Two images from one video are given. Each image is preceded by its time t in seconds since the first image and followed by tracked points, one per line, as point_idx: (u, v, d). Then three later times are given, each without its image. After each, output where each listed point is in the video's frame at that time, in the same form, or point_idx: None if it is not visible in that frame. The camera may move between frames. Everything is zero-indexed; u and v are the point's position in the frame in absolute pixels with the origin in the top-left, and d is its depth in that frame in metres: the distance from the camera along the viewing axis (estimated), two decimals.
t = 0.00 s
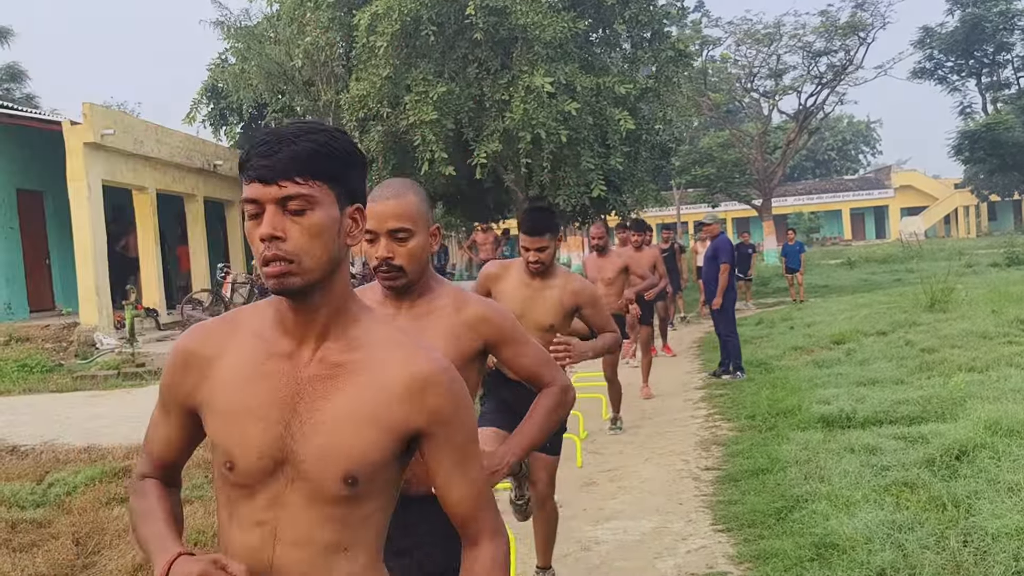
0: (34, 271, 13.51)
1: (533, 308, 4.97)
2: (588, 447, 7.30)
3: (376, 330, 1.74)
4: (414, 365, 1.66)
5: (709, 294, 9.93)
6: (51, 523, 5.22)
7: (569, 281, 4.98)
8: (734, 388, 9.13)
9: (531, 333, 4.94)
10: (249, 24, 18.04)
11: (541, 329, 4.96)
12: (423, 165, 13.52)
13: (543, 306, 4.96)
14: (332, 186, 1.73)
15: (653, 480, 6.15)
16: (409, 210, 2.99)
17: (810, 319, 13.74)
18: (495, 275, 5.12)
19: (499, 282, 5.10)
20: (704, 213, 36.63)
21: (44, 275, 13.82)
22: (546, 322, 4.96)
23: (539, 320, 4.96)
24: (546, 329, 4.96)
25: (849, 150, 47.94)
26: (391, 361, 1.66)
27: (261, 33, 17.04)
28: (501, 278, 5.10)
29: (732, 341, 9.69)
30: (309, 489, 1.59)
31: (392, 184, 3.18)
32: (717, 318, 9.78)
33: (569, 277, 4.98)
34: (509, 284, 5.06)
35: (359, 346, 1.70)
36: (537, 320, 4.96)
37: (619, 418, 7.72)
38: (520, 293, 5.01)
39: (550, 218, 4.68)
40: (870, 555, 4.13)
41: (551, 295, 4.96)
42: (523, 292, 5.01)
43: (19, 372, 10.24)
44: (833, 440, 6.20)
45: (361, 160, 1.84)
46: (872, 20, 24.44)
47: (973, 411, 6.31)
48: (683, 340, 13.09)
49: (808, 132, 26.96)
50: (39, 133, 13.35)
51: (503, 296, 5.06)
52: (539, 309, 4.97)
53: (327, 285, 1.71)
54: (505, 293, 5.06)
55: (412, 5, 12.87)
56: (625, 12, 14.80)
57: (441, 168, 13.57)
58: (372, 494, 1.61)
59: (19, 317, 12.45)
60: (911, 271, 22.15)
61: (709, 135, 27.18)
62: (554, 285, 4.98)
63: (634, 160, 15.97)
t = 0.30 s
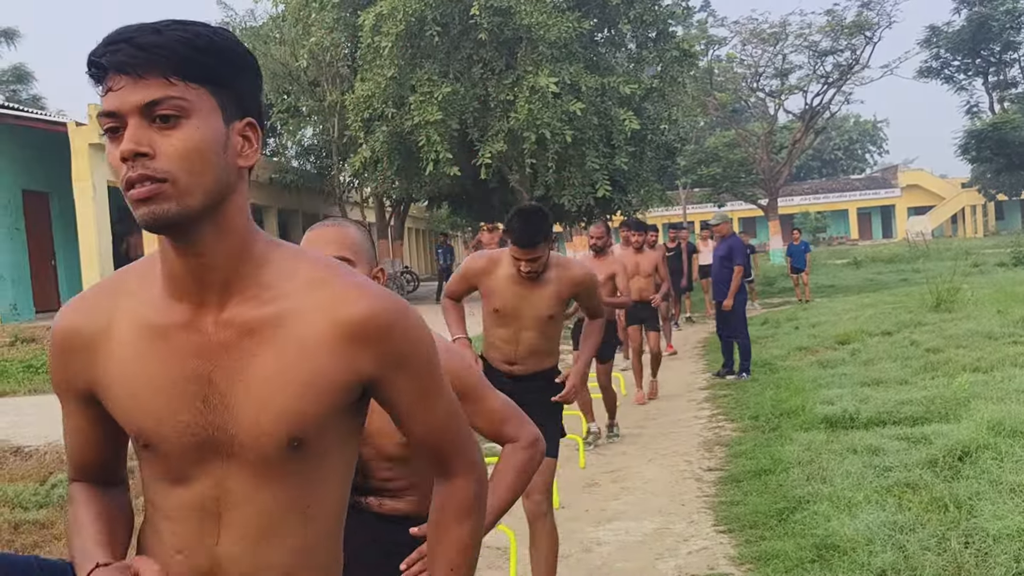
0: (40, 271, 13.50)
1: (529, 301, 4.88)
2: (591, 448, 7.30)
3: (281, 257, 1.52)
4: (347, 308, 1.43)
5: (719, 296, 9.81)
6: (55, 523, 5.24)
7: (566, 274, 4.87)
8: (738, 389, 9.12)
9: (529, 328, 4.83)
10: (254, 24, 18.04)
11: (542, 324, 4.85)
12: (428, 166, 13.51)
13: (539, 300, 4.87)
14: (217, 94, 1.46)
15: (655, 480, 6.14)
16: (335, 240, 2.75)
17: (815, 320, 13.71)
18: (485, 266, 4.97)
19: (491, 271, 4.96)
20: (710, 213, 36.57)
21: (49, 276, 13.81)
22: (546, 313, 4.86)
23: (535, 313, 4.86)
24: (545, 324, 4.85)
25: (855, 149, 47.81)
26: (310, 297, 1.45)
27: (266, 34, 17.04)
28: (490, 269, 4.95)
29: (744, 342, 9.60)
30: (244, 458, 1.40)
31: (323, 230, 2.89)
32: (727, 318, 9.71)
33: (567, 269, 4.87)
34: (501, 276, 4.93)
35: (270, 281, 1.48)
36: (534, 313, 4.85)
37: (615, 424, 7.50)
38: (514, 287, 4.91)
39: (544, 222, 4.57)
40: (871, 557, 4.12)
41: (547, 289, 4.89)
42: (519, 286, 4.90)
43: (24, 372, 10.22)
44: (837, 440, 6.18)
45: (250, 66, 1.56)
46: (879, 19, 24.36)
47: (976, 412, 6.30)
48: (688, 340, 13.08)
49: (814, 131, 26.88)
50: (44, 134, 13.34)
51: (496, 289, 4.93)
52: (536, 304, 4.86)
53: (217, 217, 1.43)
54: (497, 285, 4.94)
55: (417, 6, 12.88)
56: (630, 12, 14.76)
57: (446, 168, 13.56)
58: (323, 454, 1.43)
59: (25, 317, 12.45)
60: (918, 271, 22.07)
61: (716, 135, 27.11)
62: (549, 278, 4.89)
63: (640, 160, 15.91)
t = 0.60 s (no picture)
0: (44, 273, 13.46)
1: (522, 303, 4.28)
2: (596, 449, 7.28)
3: (121, 189, 1.12)
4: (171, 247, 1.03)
5: (730, 299, 9.73)
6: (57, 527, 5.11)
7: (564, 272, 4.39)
8: (742, 389, 9.09)
9: (519, 332, 4.24)
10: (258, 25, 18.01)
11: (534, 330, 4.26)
12: (433, 166, 13.48)
13: (534, 301, 4.30)
14: None
15: (659, 481, 6.13)
16: (356, 190, 2.26)
17: (820, 319, 13.66)
18: (470, 262, 4.32)
19: (476, 269, 4.32)
20: (715, 213, 36.52)
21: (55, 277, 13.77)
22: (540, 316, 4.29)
23: (525, 316, 4.27)
24: (536, 330, 4.27)
25: (860, 149, 47.64)
26: (126, 235, 1.06)
27: (270, 35, 17.01)
28: (477, 264, 4.33)
29: (749, 342, 9.60)
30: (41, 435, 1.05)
31: (330, 164, 2.37)
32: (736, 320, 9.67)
33: (561, 268, 4.40)
34: (490, 272, 4.32)
35: (101, 217, 1.10)
36: (526, 316, 4.26)
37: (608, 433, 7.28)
38: (505, 286, 4.30)
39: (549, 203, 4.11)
40: (875, 557, 4.10)
41: (543, 287, 4.32)
42: (511, 285, 4.31)
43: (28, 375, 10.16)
44: (840, 440, 6.17)
45: None
46: (884, 18, 24.25)
47: (982, 411, 6.28)
48: (692, 341, 13.03)
49: (819, 131, 26.79)
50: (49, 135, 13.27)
51: (483, 288, 4.29)
52: (531, 306, 4.28)
53: (62, 127, 1.09)
54: (484, 282, 4.30)
55: (421, 6, 12.86)
56: (634, 12, 14.69)
57: (451, 168, 13.55)
58: (128, 439, 1.04)
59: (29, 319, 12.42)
60: (923, 270, 22.01)
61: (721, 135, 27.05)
62: (543, 277, 4.33)
63: (645, 159, 15.84)
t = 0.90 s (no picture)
0: (49, 273, 13.48)
1: (514, 313, 3.89)
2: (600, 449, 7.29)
3: None
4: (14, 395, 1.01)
5: (732, 297, 9.74)
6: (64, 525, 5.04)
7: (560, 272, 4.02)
8: (747, 389, 9.09)
9: (515, 345, 3.86)
10: (262, 26, 18.01)
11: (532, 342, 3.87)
12: (436, 166, 13.46)
13: (529, 308, 3.90)
14: None
15: (664, 481, 6.13)
16: (289, 171, 1.89)
17: (825, 319, 13.63)
18: (456, 275, 4.03)
19: (461, 281, 4.01)
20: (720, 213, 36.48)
21: (59, 278, 13.79)
22: (538, 327, 3.89)
23: (519, 330, 3.88)
24: (535, 340, 3.88)
25: (865, 148, 47.53)
26: None
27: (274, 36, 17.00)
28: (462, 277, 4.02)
29: (753, 341, 9.61)
30: None
31: (248, 143, 1.97)
32: (738, 321, 9.65)
33: (559, 268, 4.04)
34: (476, 285, 3.97)
35: None
36: (519, 330, 3.87)
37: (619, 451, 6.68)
38: (497, 296, 3.92)
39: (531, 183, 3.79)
40: (880, 557, 4.10)
41: (536, 292, 3.93)
42: (502, 293, 3.92)
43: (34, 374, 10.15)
44: (845, 440, 6.16)
45: None
46: (888, 17, 24.18)
47: (986, 411, 6.28)
48: (696, 341, 13.01)
49: (822, 131, 26.72)
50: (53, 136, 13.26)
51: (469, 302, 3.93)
52: (526, 314, 3.89)
53: None
54: (469, 297, 3.96)
55: (425, 7, 12.85)
56: (638, 11, 14.62)
57: (455, 169, 13.55)
58: None
59: (35, 319, 12.43)
60: (927, 269, 21.95)
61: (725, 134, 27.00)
62: (537, 282, 3.96)
63: (648, 159, 15.82)
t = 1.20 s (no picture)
0: (54, 274, 13.48)
1: (506, 356, 3.49)
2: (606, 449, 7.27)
3: None
4: None
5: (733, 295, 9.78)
6: (70, 525, 5.01)
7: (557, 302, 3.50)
8: (752, 389, 9.07)
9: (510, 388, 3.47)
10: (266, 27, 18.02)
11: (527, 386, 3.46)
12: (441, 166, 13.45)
13: (521, 349, 3.47)
14: None
15: (669, 481, 6.12)
16: (239, 176, 1.61)
17: (830, 319, 13.60)
18: (440, 303, 3.63)
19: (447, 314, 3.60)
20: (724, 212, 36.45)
21: (64, 279, 13.79)
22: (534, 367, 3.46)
23: (513, 372, 3.48)
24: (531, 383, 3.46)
25: (871, 148, 47.45)
26: None
27: (278, 36, 17.01)
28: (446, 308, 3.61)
29: (758, 341, 9.59)
30: None
31: (217, 138, 1.71)
32: (743, 322, 9.55)
33: (557, 296, 3.52)
34: (461, 320, 3.59)
35: None
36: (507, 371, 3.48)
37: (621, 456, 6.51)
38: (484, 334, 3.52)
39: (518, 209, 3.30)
40: (886, 557, 4.09)
41: (527, 330, 3.49)
42: (490, 333, 3.52)
43: (40, 375, 10.14)
44: (852, 440, 6.15)
45: None
46: (893, 17, 24.13)
47: (993, 410, 6.27)
48: (701, 341, 12.98)
49: (827, 130, 26.67)
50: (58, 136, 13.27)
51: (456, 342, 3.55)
52: (518, 357, 3.47)
53: None
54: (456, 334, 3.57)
55: (429, 7, 12.87)
56: (642, 11, 14.65)
57: (459, 168, 13.56)
58: None
59: (40, 320, 12.44)
60: (932, 269, 21.89)
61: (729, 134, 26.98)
62: (530, 317, 3.50)
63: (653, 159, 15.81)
